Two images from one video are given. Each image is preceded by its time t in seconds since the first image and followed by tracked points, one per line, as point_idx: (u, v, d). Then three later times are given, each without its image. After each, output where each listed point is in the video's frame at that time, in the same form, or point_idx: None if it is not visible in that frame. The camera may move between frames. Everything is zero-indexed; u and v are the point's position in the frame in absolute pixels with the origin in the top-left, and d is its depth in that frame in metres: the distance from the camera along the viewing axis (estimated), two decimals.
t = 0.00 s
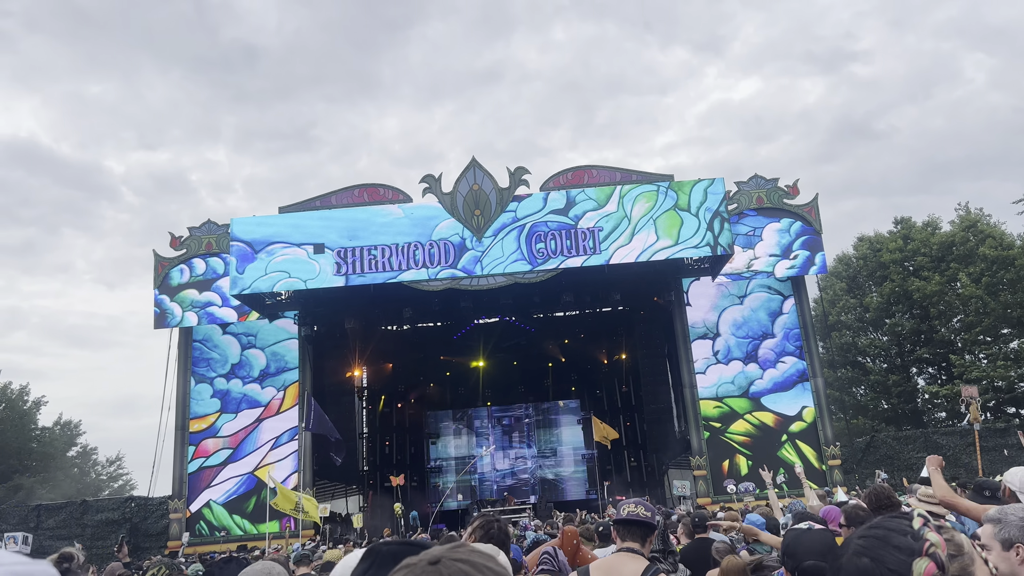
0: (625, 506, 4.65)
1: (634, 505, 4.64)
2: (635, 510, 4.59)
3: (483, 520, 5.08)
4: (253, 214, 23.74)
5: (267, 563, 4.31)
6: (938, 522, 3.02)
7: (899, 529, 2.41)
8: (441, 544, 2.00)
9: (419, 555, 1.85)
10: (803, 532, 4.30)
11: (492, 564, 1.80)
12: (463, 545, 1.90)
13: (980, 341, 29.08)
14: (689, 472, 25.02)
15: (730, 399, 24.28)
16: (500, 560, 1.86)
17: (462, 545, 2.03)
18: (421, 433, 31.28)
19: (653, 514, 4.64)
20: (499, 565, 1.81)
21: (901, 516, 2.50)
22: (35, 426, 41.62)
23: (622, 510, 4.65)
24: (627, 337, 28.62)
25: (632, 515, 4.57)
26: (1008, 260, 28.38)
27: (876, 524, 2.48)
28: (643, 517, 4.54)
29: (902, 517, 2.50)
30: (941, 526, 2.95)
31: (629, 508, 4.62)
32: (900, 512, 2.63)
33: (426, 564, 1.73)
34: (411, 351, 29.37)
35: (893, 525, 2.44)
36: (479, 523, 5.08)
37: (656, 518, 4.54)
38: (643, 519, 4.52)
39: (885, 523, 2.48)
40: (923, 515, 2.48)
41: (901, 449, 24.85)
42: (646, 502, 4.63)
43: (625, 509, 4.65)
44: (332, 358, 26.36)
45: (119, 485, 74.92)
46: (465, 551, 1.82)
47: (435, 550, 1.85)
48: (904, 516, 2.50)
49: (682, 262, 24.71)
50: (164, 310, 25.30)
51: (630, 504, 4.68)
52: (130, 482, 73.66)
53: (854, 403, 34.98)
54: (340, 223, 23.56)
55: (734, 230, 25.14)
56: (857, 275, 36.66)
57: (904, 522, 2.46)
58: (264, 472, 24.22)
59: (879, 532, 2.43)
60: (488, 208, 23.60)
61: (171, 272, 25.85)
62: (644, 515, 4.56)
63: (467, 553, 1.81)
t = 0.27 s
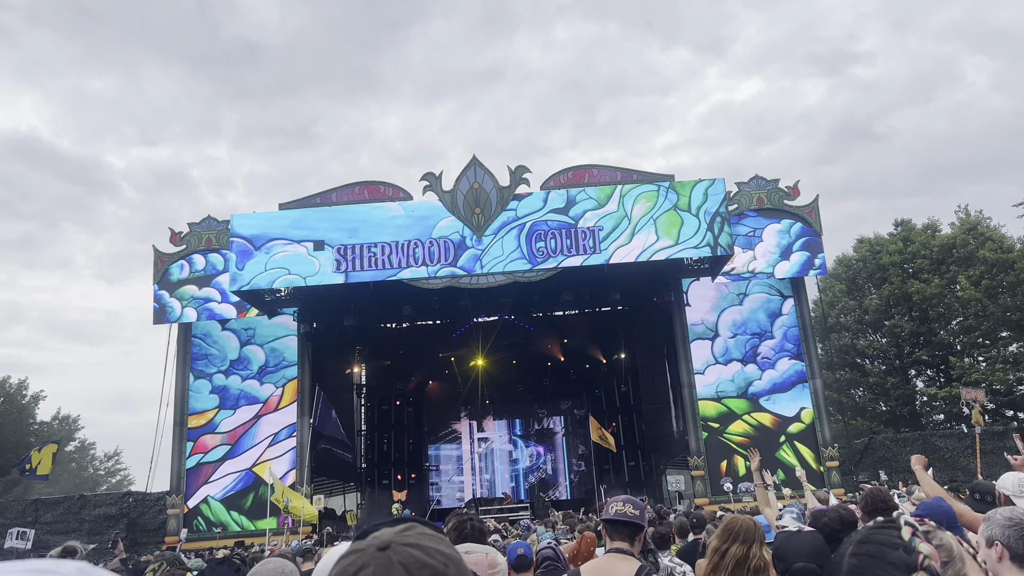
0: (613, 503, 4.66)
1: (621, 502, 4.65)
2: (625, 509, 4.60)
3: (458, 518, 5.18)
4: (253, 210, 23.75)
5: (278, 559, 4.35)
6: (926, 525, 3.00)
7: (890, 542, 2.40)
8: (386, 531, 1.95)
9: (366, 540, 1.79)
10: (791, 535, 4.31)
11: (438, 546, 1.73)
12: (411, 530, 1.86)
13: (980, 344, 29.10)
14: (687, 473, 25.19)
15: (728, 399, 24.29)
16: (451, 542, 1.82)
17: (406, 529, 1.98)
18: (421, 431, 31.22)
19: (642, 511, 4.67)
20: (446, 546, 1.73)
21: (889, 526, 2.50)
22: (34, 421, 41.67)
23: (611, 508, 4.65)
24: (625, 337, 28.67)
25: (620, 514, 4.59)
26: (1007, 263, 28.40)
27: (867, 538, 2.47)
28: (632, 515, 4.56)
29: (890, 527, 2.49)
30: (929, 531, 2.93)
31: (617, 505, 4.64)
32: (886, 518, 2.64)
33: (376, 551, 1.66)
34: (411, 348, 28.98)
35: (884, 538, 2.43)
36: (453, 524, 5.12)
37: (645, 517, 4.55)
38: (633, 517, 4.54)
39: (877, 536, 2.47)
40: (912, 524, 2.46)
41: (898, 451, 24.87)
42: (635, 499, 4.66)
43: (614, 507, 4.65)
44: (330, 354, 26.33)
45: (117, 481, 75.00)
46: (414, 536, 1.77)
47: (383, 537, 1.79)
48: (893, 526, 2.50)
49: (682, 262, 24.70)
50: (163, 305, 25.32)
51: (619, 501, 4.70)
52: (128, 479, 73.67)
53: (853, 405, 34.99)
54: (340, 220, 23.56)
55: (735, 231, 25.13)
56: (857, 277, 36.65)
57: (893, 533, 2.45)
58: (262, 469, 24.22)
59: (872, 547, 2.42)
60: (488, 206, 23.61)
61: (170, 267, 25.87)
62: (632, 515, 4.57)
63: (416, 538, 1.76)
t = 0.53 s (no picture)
0: (596, 498, 4.64)
1: (605, 497, 4.63)
2: (608, 504, 4.59)
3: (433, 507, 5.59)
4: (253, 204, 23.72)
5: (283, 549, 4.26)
6: (923, 515, 3.05)
7: (884, 527, 2.41)
8: (345, 521, 2.20)
9: (325, 531, 2.03)
10: (792, 532, 4.27)
11: (394, 538, 2.02)
12: (369, 522, 2.11)
13: (978, 343, 29.18)
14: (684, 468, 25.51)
15: (727, 395, 24.33)
16: (404, 535, 2.09)
17: (364, 520, 2.24)
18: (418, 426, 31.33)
19: (627, 506, 4.64)
20: (399, 538, 2.03)
21: (884, 514, 2.51)
22: (32, 413, 41.64)
23: (593, 504, 4.65)
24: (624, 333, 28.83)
25: (602, 510, 4.58)
26: (1007, 262, 28.44)
27: (860, 523, 2.49)
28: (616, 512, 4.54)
29: (884, 514, 2.51)
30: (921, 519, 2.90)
31: (600, 500, 4.62)
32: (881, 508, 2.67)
33: (336, 541, 1.92)
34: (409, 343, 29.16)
35: (877, 523, 2.44)
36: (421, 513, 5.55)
37: (629, 514, 4.52)
38: (619, 516, 4.52)
39: (870, 521, 2.48)
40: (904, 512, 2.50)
41: (896, 449, 24.95)
42: (619, 494, 4.63)
43: (597, 501, 4.65)
44: (330, 347, 26.14)
45: (114, 473, 75.04)
46: (371, 529, 2.02)
47: (344, 528, 2.05)
48: (887, 513, 2.51)
49: (681, 259, 24.71)
50: (162, 298, 25.34)
51: (602, 495, 4.67)
52: (125, 471, 73.70)
53: (850, 403, 35.08)
54: (339, 214, 23.53)
55: (734, 227, 25.14)
56: (856, 275, 36.66)
57: (887, 521, 2.46)
58: (260, 463, 24.27)
59: (863, 531, 2.43)
60: (488, 201, 23.60)
61: (170, 260, 25.86)
62: (617, 511, 4.56)
63: (375, 531, 2.02)
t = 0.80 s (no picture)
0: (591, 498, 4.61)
1: (596, 496, 4.62)
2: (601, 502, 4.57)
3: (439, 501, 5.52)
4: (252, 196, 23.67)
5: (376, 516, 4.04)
6: (914, 506, 3.04)
7: (875, 519, 2.37)
8: (307, 521, 2.22)
9: (289, 531, 2.08)
10: (790, 522, 4.29)
11: (355, 536, 2.06)
12: (330, 521, 2.15)
13: (976, 337, 29.22)
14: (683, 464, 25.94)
15: (725, 389, 24.37)
16: (363, 532, 2.12)
17: (325, 520, 2.27)
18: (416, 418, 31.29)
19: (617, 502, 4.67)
20: (359, 536, 2.07)
21: (876, 503, 2.47)
22: (30, 404, 41.67)
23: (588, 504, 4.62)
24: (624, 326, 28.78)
25: (600, 509, 4.53)
26: (1005, 257, 28.44)
27: (852, 514, 2.44)
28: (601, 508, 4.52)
29: (877, 504, 2.46)
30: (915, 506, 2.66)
31: (594, 501, 4.58)
32: (875, 494, 2.60)
33: (294, 542, 1.94)
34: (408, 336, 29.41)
35: (869, 514, 2.40)
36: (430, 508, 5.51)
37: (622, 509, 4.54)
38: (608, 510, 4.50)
39: (863, 511, 2.44)
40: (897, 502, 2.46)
41: (893, 443, 25.04)
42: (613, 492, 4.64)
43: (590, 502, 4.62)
44: (328, 341, 26.18)
45: (113, 465, 75.24)
46: (331, 527, 2.06)
47: (304, 527, 2.07)
48: (879, 503, 2.46)
49: (680, 253, 24.70)
50: (161, 290, 25.32)
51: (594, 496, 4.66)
52: (124, 462, 73.89)
53: (848, 397, 35.12)
54: (338, 206, 23.50)
55: (733, 221, 25.18)
56: (855, 269, 36.60)
57: (879, 510, 2.42)
58: (259, 454, 24.32)
59: (855, 522, 2.39)
60: (488, 194, 23.57)
61: (169, 252, 25.82)
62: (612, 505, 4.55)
63: (334, 529, 2.05)
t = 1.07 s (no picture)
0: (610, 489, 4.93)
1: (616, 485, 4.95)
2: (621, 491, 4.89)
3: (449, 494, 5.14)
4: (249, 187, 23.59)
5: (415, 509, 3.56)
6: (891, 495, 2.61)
7: (858, 515, 2.35)
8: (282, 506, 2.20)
9: (262, 518, 2.05)
10: (785, 515, 4.31)
11: (328, 521, 2.04)
12: (305, 505, 2.13)
13: (973, 329, 29.30)
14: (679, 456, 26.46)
15: (722, 381, 24.45)
16: (342, 520, 2.12)
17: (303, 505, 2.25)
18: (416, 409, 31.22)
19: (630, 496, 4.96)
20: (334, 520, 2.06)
21: (859, 498, 2.43)
22: (29, 396, 41.66)
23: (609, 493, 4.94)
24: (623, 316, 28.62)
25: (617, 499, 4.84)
26: (1003, 249, 28.47)
27: (835, 511, 2.42)
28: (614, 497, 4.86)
29: (860, 499, 2.43)
30: (896, 503, 2.54)
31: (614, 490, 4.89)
32: (858, 488, 2.57)
33: (270, 528, 1.94)
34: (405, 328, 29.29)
35: (852, 510, 2.38)
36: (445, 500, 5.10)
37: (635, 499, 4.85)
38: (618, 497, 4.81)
39: (846, 507, 2.41)
40: (880, 495, 2.40)
41: (891, 434, 25.11)
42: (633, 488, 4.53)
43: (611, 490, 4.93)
44: (327, 334, 25.84)
45: (112, 457, 75.36)
46: (308, 513, 2.04)
47: (279, 512, 2.06)
48: (862, 498, 2.43)
49: (677, 245, 24.72)
50: (159, 283, 25.27)
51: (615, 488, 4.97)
52: (122, 455, 74.05)
53: (845, 388, 35.23)
54: (335, 198, 23.45)
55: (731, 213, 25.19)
56: (852, 261, 36.65)
57: (862, 505, 2.39)
58: (258, 447, 24.36)
59: (839, 519, 2.37)
60: (485, 185, 23.52)
61: (166, 245, 25.73)
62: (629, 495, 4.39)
63: (310, 515, 2.03)
